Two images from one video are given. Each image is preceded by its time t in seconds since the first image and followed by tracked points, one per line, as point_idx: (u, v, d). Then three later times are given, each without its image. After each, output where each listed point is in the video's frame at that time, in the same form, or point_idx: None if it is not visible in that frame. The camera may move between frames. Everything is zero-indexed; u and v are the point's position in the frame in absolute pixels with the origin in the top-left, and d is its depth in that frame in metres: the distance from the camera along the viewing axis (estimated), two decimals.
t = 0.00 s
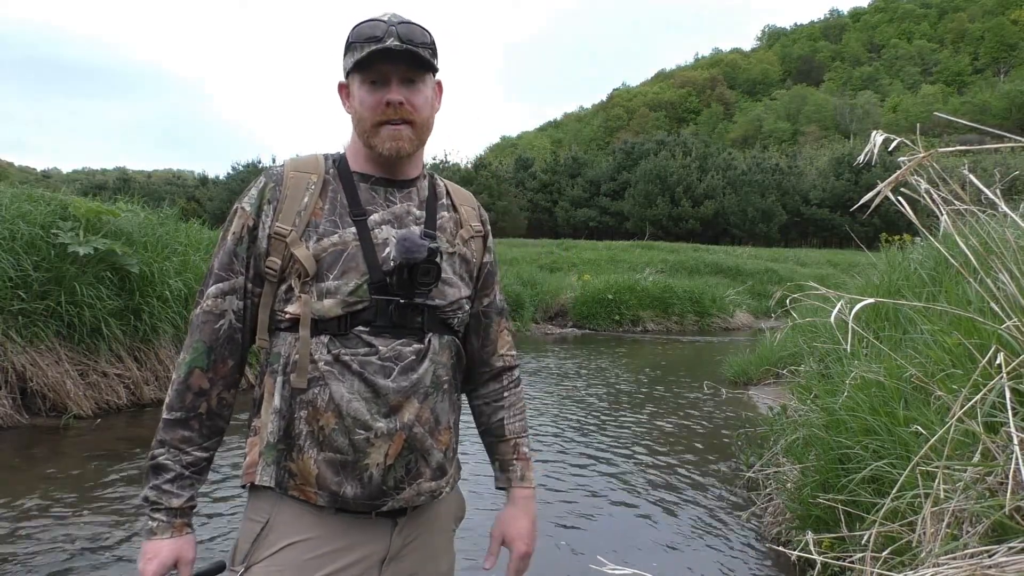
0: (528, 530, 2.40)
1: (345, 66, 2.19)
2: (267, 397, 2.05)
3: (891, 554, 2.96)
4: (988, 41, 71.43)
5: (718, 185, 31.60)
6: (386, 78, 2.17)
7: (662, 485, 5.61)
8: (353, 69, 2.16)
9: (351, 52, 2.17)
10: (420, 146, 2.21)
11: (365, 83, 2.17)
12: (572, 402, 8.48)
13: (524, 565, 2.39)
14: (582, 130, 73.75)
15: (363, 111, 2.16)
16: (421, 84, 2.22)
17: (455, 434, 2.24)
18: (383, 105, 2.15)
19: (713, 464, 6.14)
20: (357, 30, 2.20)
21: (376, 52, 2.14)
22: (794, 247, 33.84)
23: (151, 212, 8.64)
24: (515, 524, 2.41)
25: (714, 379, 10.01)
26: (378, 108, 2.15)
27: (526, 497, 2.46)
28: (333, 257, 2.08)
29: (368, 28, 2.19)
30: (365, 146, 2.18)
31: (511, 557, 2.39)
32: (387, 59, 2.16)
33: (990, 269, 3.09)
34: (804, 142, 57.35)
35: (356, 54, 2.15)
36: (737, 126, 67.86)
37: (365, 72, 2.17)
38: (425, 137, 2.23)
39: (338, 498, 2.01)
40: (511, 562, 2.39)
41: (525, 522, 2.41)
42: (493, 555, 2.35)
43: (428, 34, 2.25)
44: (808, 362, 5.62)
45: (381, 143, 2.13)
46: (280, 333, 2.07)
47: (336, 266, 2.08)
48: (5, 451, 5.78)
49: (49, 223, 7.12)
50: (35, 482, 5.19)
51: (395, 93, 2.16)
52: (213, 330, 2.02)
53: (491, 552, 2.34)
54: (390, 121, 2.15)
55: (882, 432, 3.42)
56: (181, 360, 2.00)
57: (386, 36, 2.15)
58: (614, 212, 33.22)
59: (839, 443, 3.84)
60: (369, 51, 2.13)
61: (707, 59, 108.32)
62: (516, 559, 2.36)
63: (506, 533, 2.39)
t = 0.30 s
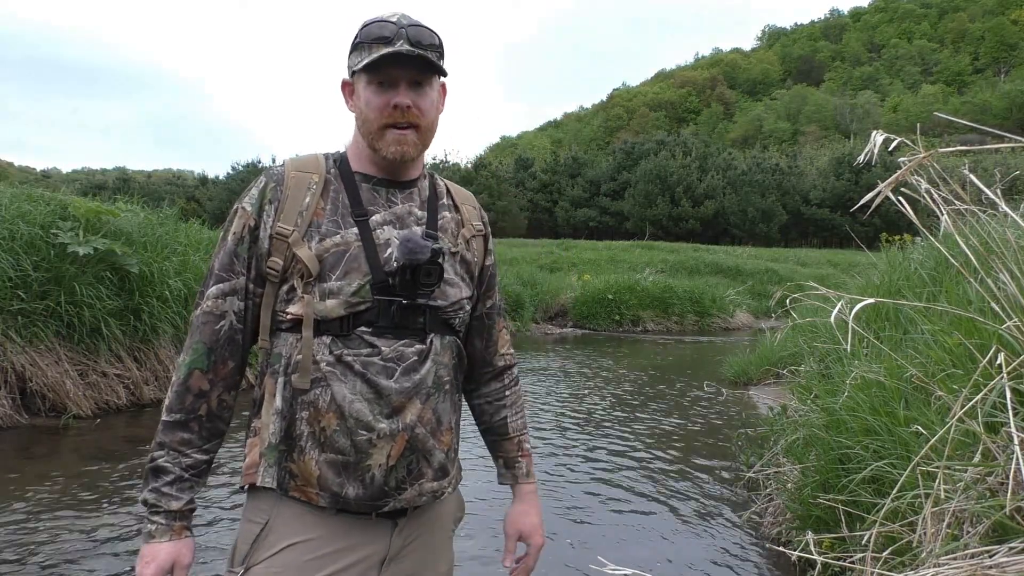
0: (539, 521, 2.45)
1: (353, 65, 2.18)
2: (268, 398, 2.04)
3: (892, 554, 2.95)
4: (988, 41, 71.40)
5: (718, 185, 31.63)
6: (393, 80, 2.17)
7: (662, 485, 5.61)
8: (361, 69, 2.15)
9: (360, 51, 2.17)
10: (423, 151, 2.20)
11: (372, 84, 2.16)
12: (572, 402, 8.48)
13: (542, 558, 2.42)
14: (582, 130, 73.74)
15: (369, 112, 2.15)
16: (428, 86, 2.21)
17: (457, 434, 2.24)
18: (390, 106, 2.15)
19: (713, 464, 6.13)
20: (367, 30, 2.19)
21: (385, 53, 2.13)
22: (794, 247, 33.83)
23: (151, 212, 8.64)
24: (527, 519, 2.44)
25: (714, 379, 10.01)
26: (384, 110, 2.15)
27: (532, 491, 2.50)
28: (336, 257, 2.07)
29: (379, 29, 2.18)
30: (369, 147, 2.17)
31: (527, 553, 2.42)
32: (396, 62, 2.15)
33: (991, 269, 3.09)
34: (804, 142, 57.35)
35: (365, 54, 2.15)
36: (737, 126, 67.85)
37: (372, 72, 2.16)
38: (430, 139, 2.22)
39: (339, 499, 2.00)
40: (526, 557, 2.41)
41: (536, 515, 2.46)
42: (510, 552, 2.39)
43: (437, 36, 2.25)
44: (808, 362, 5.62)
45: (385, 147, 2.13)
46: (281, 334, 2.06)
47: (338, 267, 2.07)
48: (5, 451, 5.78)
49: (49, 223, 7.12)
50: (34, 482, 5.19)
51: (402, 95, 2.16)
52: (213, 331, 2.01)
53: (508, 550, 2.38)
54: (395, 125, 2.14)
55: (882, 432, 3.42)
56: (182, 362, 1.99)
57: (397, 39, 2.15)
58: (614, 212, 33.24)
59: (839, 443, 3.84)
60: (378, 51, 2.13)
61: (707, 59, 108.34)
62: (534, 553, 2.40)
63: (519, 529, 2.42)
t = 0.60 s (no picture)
0: (545, 516, 2.44)
1: (369, 63, 2.15)
2: (268, 395, 2.04)
3: (892, 554, 2.95)
4: (988, 41, 71.36)
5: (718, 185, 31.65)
6: (412, 79, 2.16)
7: (663, 485, 5.61)
8: (381, 68, 2.13)
9: (377, 50, 2.15)
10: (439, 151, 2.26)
11: (391, 83, 2.14)
12: (572, 402, 8.48)
13: (549, 553, 2.40)
14: (582, 130, 73.76)
15: (389, 110, 2.14)
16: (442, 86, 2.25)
17: (457, 429, 2.24)
18: (412, 105, 2.15)
19: (713, 464, 6.13)
20: (382, 28, 2.17)
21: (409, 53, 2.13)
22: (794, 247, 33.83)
23: (151, 212, 8.64)
24: (533, 514, 2.43)
25: (714, 379, 10.01)
26: (406, 108, 2.15)
27: (537, 486, 2.49)
28: (334, 253, 2.07)
29: (398, 29, 2.18)
30: (387, 144, 2.16)
31: (534, 548, 2.40)
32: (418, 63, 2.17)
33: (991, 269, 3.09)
34: (803, 142, 57.37)
35: (385, 53, 2.13)
36: (737, 126, 67.83)
37: (391, 71, 2.14)
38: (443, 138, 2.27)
39: (340, 495, 2.00)
40: (534, 553, 2.39)
41: (542, 510, 2.45)
42: (516, 548, 2.37)
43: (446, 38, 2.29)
44: (809, 362, 5.62)
45: (409, 147, 2.15)
46: (280, 331, 2.06)
47: (337, 263, 2.07)
48: (5, 451, 5.78)
49: (49, 223, 7.12)
50: (35, 483, 5.18)
51: (424, 94, 2.17)
52: (213, 330, 2.01)
53: (514, 545, 2.36)
54: (417, 124, 2.17)
55: (882, 432, 3.42)
56: (182, 362, 1.99)
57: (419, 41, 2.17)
58: (614, 212, 33.24)
59: (839, 443, 3.84)
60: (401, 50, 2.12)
61: (707, 59, 108.38)
62: (541, 548, 2.39)
63: (525, 524, 2.41)
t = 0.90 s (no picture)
0: (530, 523, 2.43)
1: (372, 56, 2.17)
2: (269, 395, 2.04)
3: (892, 554, 2.96)
4: (988, 41, 71.33)
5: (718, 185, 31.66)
6: (416, 70, 2.20)
7: (662, 485, 5.61)
8: (385, 59, 2.16)
9: (381, 43, 2.17)
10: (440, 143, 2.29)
11: (395, 75, 2.17)
12: (572, 402, 8.48)
13: (531, 560, 2.40)
14: (582, 131, 73.76)
15: (394, 101, 2.16)
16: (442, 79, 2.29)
17: (456, 429, 2.24)
18: (417, 96, 2.18)
19: (713, 464, 6.13)
20: (384, 23, 2.20)
21: (414, 45, 2.17)
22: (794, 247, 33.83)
23: (151, 212, 8.64)
24: (517, 520, 2.42)
25: (714, 379, 10.01)
26: (412, 99, 2.18)
27: (525, 492, 2.48)
28: (334, 252, 2.07)
29: (399, 23, 2.21)
30: (392, 136, 2.17)
31: (516, 554, 2.40)
32: (421, 56, 2.21)
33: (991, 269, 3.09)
34: (803, 142, 57.37)
35: (389, 45, 2.16)
36: (737, 126, 67.80)
37: (395, 63, 2.17)
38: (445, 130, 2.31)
39: (340, 494, 2.00)
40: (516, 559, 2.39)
41: (527, 517, 2.44)
42: (498, 553, 2.37)
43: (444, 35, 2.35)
44: (809, 362, 5.62)
45: (414, 135, 2.17)
46: (281, 330, 2.06)
47: (337, 262, 2.07)
48: (5, 451, 5.78)
49: (49, 223, 7.12)
50: (36, 482, 5.19)
51: (428, 86, 2.21)
52: (217, 330, 2.00)
53: (495, 551, 2.36)
54: (421, 113, 2.20)
55: (882, 432, 3.42)
56: (187, 363, 1.98)
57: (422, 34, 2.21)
58: (614, 212, 33.25)
59: (839, 443, 3.84)
60: (407, 42, 2.16)
61: (707, 59, 108.40)
62: (522, 555, 2.38)
63: (508, 528, 2.41)
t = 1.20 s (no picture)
0: (530, 524, 2.43)
1: (370, 55, 2.18)
2: (269, 395, 2.04)
3: (891, 554, 2.96)
4: (988, 41, 71.29)
5: (718, 185, 31.67)
6: (414, 67, 2.21)
7: (662, 485, 5.61)
8: (383, 57, 2.16)
9: (378, 41, 2.18)
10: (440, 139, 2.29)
11: (395, 72, 2.18)
12: (572, 402, 8.47)
13: (530, 561, 2.40)
14: (582, 131, 73.76)
15: (393, 99, 2.17)
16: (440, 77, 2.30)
17: (456, 429, 2.24)
18: (416, 92, 2.19)
19: (713, 464, 6.13)
20: (380, 23, 2.21)
21: (412, 41, 2.18)
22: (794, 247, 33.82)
23: (150, 212, 8.63)
24: (516, 521, 2.43)
25: (714, 379, 10.01)
26: (411, 96, 2.18)
27: (525, 493, 2.48)
28: (334, 252, 2.08)
29: (395, 22, 2.22)
30: (393, 133, 2.17)
31: (515, 554, 2.40)
32: (418, 53, 2.22)
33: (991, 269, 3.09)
34: (803, 142, 57.37)
35: (387, 42, 2.17)
36: (737, 126, 67.79)
37: (394, 61, 2.18)
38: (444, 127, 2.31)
39: (340, 494, 2.01)
40: (515, 560, 2.39)
41: (527, 518, 2.44)
42: (498, 554, 2.37)
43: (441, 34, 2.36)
44: (808, 362, 5.62)
45: (414, 131, 2.17)
46: (281, 331, 2.06)
47: (337, 262, 2.07)
48: (5, 451, 5.79)
49: (49, 223, 7.12)
50: (36, 482, 5.19)
51: (426, 82, 2.21)
52: (217, 330, 2.01)
53: (496, 551, 2.37)
54: (421, 109, 2.20)
55: (882, 432, 3.42)
56: (188, 363, 1.98)
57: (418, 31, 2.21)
58: (614, 212, 33.26)
59: (839, 443, 3.84)
60: (404, 39, 2.16)
61: (707, 59, 108.40)
62: (522, 555, 2.39)
63: (508, 529, 2.41)
